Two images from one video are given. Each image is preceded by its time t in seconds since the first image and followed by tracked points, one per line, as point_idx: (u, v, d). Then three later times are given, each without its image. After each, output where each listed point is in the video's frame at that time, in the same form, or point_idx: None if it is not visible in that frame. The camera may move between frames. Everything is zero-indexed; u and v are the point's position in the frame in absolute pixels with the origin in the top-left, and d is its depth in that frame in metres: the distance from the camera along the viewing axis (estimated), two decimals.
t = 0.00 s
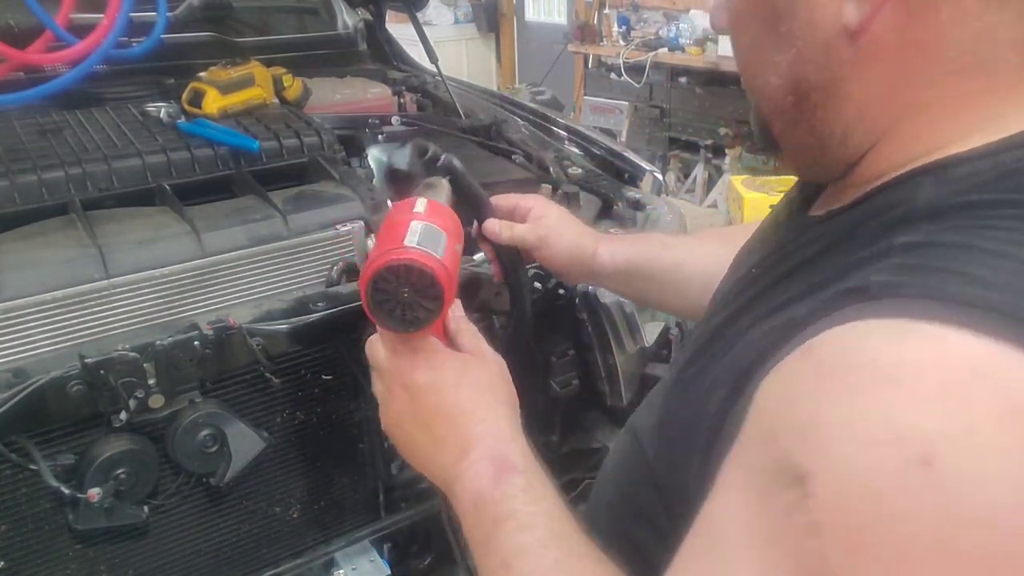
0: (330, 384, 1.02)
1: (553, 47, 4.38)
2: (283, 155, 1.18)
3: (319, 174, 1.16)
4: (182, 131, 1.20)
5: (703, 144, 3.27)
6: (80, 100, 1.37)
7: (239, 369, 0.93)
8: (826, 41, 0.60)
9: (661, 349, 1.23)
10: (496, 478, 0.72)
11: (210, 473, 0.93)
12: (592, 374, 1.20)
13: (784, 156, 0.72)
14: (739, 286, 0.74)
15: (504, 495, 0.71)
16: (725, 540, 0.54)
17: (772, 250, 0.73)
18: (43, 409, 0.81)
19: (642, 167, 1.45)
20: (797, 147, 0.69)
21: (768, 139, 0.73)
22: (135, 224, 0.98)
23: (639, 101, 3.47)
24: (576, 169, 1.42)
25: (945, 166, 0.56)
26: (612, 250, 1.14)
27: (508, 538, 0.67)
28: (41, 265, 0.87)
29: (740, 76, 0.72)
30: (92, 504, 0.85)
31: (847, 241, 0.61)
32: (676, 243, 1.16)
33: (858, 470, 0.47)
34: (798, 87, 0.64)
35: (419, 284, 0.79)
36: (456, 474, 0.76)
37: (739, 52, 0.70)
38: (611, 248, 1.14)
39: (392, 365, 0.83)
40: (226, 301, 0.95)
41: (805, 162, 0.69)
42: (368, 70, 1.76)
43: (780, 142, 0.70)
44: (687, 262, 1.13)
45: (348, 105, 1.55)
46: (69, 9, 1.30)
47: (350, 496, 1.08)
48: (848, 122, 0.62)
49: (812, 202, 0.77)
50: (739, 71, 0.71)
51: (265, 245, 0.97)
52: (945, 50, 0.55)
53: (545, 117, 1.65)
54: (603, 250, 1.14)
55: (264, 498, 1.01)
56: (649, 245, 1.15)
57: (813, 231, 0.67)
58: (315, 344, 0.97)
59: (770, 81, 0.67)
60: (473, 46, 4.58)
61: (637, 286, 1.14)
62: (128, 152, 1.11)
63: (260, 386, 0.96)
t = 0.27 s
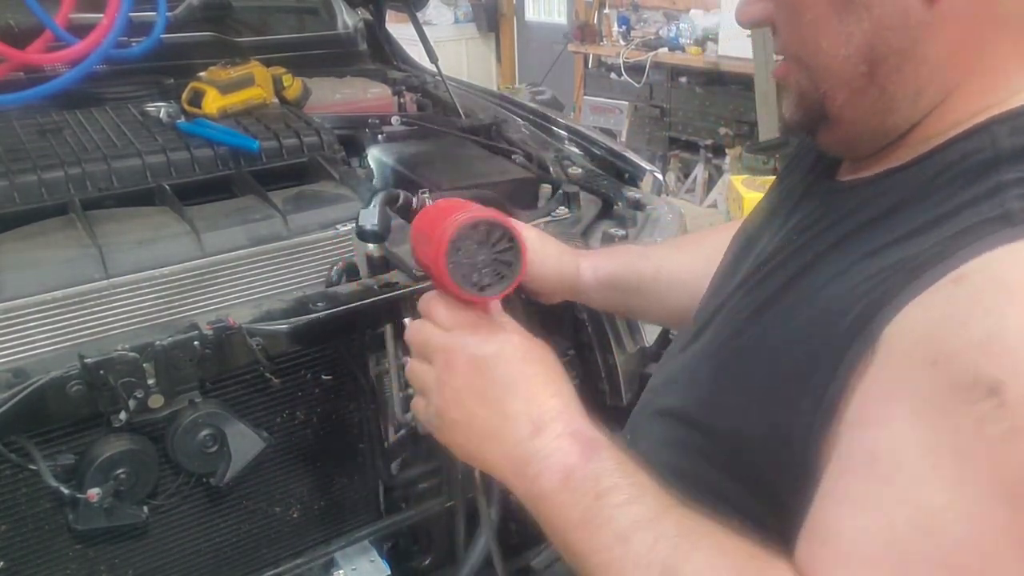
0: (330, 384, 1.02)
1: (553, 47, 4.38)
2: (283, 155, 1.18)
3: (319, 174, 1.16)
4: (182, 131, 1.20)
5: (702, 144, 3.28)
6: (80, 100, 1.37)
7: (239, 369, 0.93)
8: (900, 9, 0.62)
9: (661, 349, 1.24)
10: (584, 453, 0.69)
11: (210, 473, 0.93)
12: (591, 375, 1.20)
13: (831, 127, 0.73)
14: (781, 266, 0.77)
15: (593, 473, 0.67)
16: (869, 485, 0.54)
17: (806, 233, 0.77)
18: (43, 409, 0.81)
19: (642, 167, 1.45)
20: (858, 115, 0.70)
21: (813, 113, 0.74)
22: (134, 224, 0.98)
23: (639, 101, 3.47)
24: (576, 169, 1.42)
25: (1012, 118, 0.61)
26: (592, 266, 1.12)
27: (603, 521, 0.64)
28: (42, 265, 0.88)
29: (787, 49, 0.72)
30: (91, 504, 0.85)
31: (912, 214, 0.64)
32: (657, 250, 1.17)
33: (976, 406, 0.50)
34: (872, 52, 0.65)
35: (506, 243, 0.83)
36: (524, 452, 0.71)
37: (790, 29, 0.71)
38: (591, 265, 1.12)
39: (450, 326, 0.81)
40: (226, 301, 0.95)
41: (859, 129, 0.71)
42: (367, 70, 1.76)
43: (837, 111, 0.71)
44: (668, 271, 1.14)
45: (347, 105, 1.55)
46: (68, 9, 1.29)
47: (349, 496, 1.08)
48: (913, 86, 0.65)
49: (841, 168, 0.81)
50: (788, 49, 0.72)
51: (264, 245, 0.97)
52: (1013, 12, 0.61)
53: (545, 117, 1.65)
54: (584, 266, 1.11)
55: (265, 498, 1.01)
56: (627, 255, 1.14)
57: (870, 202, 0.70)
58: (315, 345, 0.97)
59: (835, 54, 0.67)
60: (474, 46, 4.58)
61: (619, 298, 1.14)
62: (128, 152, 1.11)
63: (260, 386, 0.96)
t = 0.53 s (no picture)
0: (330, 384, 1.02)
1: (553, 47, 4.38)
2: (283, 155, 1.18)
3: (319, 174, 1.16)
4: (182, 131, 1.20)
5: (702, 144, 3.28)
6: (80, 100, 1.37)
7: (239, 369, 0.93)
8: None
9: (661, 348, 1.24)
10: (674, 388, 0.62)
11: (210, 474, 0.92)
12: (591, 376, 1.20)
13: (858, 107, 0.74)
14: (803, 246, 0.79)
15: (685, 410, 0.61)
16: (961, 407, 0.52)
17: (830, 212, 0.78)
18: (42, 410, 0.81)
19: (642, 166, 1.45)
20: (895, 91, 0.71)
21: (843, 94, 0.75)
22: (134, 224, 0.98)
23: (640, 101, 3.47)
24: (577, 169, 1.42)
25: None
26: (596, 261, 1.12)
27: (700, 464, 0.58)
28: (41, 265, 0.88)
29: (822, 31, 0.73)
30: (91, 504, 0.85)
31: (937, 190, 0.67)
32: (657, 244, 1.16)
33: None
34: (913, 30, 0.66)
35: (583, 181, 0.79)
36: (602, 387, 0.64)
37: (829, 9, 0.71)
38: (595, 262, 1.12)
39: (524, 263, 0.75)
40: (226, 301, 0.95)
41: (891, 107, 0.72)
42: (367, 70, 1.75)
43: (872, 90, 0.72)
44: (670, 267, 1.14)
45: (347, 105, 1.55)
46: (68, 8, 1.29)
47: (350, 496, 1.07)
48: (951, 59, 0.66)
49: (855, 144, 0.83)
50: (824, 30, 0.73)
51: (264, 245, 0.97)
52: None
53: (545, 117, 1.64)
54: (588, 262, 1.12)
55: (265, 498, 1.01)
56: (628, 249, 1.14)
57: (894, 179, 0.72)
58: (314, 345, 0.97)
59: (874, 34, 0.68)
60: (474, 46, 4.58)
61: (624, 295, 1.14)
62: (128, 152, 1.11)
63: (260, 386, 0.96)
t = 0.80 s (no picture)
0: (330, 384, 1.02)
1: (553, 47, 4.38)
2: (283, 155, 1.18)
3: (319, 174, 1.16)
4: (182, 131, 1.20)
5: (702, 144, 3.28)
6: (80, 100, 1.37)
7: (239, 370, 0.93)
8: None
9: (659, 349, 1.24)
10: (744, 294, 0.65)
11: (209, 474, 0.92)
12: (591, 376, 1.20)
13: (872, 94, 0.82)
14: (827, 225, 0.84)
15: (757, 312, 0.64)
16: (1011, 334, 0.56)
17: (848, 194, 0.84)
18: (42, 410, 0.81)
19: (642, 166, 1.45)
20: (913, 77, 0.77)
21: (861, 81, 0.82)
22: (134, 224, 0.98)
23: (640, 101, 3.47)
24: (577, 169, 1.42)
25: None
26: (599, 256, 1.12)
27: (773, 363, 0.60)
28: (42, 265, 0.88)
29: (843, 21, 0.79)
30: (91, 504, 0.85)
31: (952, 168, 0.73)
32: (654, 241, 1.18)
33: None
34: (933, 17, 0.73)
35: (635, 101, 0.77)
36: (676, 287, 0.66)
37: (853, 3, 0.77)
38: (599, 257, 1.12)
39: (579, 175, 0.74)
40: (226, 301, 0.95)
41: (907, 91, 0.79)
42: (367, 70, 1.75)
43: (891, 76, 0.79)
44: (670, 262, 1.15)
45: (347, 105, 1.55)
46: (68, 8, 1.29)
47: (350, 496, 1.07)
48: (964, 45, 0.74)
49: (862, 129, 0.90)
50: (846, 19, 0.79)
51: (263, 245, 0.97)
52: None
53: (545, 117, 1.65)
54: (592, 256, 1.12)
55: (265, 498, 1.01)
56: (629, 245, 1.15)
57: (915, 156, 0.78)
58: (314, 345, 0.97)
59: (898, 20, 0.74)
60: (474, 46, 4.58)
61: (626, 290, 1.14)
62: (128, 152, 1.11)
63: (260, 386, 0.96)
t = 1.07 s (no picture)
0: (330, 384, 1.02)
1: (553, 47, 4.38)
2: (283, 155, 1.18)
3: (319, 174, 1.16)
4: (182, 131, 1.20)
5: (702, 144, 3.28)
6: (80, 100, 1.37)
7: (239, 370, 0.93)
8: None
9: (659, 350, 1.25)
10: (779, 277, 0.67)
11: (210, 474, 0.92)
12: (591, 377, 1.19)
13: (881, 87, 0.82)
14: (835, 217, 0.85)
15: (792, 295, 0.66)
16: None
17: (856, 186, 0.85)
18: (42, 410, 0.81)
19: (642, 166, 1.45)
20: (919, 71, 0.78)
21: (867, 75, 0.82)
22: (134, 224, 0.98)
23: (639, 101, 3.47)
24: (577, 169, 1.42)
25: None
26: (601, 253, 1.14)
27: (810, 345, 0.62)
28: (42, 265, 0.88)
29: (849, 17, 0.80)
30: (91, 504, 0.85)
31: (958, 161, 0.75)
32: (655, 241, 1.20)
33: None
34: (940, 10, 0.74)
35: (655, 88, 0.79)
36: (711, 272, 0.67)
37: None
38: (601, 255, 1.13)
39: (609, 163, 0.74)
40: (226, 301, 0.95)
41: (913, 84, 0.80)
42: (367, 70, 1.76)
43: (896, 68, 0.79)
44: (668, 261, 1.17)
45: (347, 105, 1.55)
46: (68, 8, 1.29)
47: (350, 496, 1.07)
48: (971, 38, 0.75)
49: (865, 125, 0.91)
50: (852, 13, 0.79)
51: (263, 245, 0.97)
52: None
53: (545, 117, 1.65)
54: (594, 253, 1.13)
55: (265, 498, 1.01)
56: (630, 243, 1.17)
57: (921, 149, 0.79)
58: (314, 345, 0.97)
59: (904, 14, 0.75)
60: (474, 46, 4.58)
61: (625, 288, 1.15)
62: (128, 152, 1.11)
63: (260, 386, 0.96)
